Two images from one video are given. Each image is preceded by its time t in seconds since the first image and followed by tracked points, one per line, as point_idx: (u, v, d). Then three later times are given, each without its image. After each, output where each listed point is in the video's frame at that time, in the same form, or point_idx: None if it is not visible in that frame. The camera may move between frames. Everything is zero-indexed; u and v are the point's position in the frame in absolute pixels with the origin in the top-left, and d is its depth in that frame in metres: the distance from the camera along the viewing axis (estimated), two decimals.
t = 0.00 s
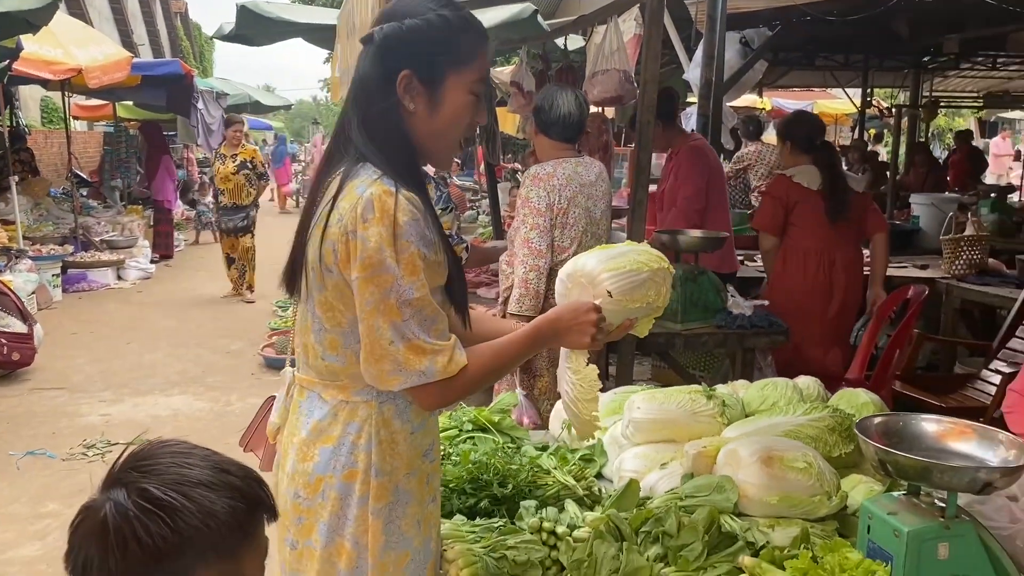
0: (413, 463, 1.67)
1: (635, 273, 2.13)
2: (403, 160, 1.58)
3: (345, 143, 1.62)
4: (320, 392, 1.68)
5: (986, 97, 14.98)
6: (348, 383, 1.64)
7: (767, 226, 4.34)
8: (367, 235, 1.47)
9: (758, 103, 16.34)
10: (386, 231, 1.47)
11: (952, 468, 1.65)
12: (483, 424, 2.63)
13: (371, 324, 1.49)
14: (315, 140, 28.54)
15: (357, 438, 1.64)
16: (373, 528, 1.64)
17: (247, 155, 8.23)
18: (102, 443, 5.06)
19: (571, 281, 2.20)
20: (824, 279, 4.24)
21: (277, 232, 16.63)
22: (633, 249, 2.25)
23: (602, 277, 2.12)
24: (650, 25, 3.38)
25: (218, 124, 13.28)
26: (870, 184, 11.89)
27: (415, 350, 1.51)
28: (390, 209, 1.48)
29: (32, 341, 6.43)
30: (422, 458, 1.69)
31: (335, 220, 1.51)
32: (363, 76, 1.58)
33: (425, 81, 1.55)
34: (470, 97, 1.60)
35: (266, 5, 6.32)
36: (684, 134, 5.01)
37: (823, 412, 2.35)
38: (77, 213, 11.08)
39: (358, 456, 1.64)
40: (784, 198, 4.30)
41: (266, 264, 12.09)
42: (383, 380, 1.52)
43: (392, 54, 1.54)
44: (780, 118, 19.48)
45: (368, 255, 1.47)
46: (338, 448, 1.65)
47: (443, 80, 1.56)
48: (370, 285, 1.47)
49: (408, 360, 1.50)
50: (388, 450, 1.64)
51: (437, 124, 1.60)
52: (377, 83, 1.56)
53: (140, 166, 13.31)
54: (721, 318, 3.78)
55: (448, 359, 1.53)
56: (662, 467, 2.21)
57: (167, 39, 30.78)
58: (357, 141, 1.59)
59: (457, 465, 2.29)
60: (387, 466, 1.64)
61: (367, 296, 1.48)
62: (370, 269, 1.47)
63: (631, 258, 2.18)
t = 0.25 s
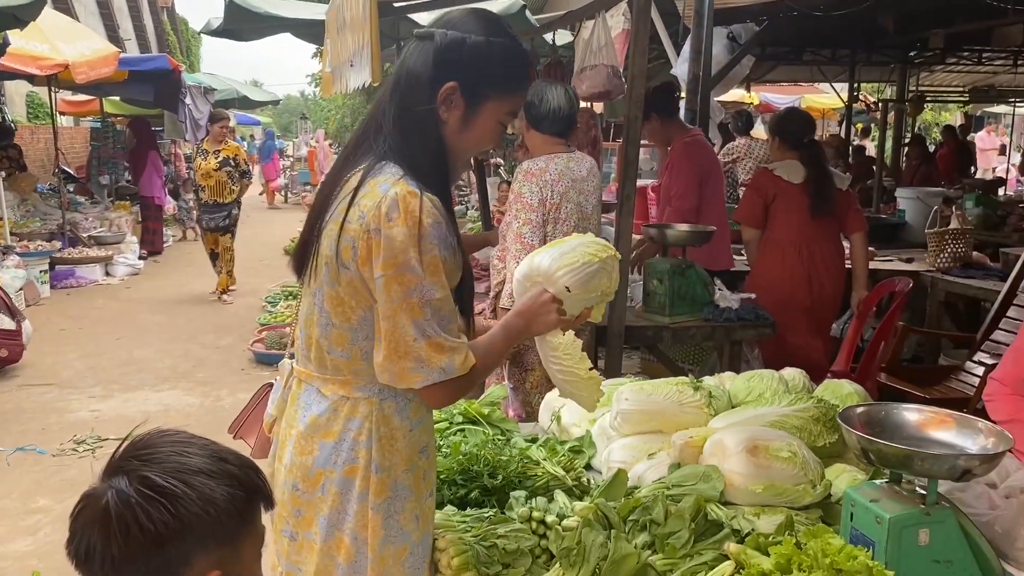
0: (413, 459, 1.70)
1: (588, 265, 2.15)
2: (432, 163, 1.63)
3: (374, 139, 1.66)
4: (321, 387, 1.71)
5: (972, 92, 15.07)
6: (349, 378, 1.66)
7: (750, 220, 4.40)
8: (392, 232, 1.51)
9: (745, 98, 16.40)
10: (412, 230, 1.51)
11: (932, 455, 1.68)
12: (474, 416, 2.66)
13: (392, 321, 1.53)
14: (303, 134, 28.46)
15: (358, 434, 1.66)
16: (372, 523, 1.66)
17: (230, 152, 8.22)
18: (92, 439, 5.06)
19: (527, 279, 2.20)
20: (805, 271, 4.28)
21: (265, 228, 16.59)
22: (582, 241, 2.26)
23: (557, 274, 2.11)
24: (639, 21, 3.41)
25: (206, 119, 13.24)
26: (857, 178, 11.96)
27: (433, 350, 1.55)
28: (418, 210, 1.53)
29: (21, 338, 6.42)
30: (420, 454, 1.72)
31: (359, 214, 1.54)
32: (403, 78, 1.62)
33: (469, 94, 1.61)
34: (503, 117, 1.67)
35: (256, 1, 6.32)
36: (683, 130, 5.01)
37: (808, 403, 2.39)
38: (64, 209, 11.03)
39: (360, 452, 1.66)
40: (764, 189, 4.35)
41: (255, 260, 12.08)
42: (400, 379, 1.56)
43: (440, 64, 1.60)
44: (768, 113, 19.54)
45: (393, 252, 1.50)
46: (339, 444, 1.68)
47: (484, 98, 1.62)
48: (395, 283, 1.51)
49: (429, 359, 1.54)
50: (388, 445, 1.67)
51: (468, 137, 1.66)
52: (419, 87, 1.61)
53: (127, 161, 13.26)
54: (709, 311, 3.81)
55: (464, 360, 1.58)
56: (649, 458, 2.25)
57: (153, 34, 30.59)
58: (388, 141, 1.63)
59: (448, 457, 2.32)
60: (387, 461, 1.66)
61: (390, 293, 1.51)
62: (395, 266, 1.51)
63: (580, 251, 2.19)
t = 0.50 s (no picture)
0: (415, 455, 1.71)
1: (566, 271, 2.22)
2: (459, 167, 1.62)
3: (399, 136, 1.63)
4: (321, 382, 1.71)
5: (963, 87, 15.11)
6: (353, 375, 1.67)
7: (738, 214, 4.41)
8: (429, 235, 1.50)
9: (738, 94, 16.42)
10: (449, 234, 1.52)
11: (922, 446, 1.70)
12: (467, 410, 2.67)
13: (428, 323, 1.53)
14: (296, 131, 28.40)
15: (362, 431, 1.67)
16: (375, 519, 1.68)
17: (219, 147, 8.17)
18: (85, 436, 5.05)
19: (510, 279, 2.13)
20: (792, 266, 4.30)
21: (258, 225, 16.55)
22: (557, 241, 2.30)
23: (543, 278, 2.15)
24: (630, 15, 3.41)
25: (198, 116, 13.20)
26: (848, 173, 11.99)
27: (462, 353, 1.57)
28: (453, 215, 1.53)
29: (13, 335, 6.40)
30: (420, 450, 1.74)
31: (394, 215, 1.53)
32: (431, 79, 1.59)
33: (498, 101, 1.60)
34: (523, 124, 1.67)
35: None
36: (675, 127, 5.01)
37: (799, 395, 2.41)
38: (56, 206, 11.00)
39: (365, 449, 1.67)
40: (752, 184, 4.37)
41: (247, 257, 12.06)
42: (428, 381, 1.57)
43: (474, 69, 1.58)
44: (760, 109, 19.57)
45: (430, 255, 1.50)
46: (341, 440, 1.69)
47: (512, 105, 1.62)
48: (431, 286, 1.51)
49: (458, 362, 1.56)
50: (391, 442, 1.68)
51: (491, 142, 1.65)
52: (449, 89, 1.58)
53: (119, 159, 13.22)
54: (701, 305, 3.83)
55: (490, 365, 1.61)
56: (641, 451, 2.27)
57: (145, 31, 30.46)
58: (413, 140, 1.61)
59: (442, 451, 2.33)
60: (389, 457, 1.68)
61: (425, 297, 1.52)
62: (432, 269, 1.51)
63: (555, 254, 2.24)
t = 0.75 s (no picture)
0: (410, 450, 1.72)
1: (549, 273, 2.38)
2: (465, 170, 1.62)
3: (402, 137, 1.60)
4: (314, 377, 1.70)
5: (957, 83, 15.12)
6: (348, 371, 1.66)
7: (733, 221, 4.39)
8: (440, 238, 1.50)
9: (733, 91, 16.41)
10: (459, 238, 1.52)
11: (914, 437, 1.70)
12: (461, 406, 2.67)
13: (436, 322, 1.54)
14: (290, 130, 28.33)
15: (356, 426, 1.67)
16: (371, 514, 1.68)
17: (207, 146, 8.04)
18: (78, 435, 5.04)
19: (494, 279, 2.31)
20: (793, 266, 4.28)
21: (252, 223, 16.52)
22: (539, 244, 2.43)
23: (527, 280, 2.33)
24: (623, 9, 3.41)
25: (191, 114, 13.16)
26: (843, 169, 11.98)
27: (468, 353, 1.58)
28: (463, 220, 1.53)
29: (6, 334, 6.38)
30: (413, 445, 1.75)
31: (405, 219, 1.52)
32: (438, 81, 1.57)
33: (503, 106, 1.62)
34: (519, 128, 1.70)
35: None
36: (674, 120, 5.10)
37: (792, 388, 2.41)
38: (49, 205, 10.96)
39: (359, 444, 1.67)
40: (742, 192, 4.38)
41: (242, 255, 12.03)
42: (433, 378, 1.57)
43: (484, 75, 1.58)
44: (755, 105, 19.57)
45: (439, 258, 1.51)
46: (335, 435, 1.68)
47: (515, 110, 1.64)
48: (441, 286, 1.52)
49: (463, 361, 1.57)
50: (386, 437, 1.69)
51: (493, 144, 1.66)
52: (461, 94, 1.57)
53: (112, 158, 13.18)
54: (696, 300, 3.82)
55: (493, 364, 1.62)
56: (635, 446, 2.27)
57: (138, 29, 30.37)
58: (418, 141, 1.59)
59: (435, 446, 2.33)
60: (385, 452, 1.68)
61: (434, 297, 1.52)
62: (441, 271, 1.51)
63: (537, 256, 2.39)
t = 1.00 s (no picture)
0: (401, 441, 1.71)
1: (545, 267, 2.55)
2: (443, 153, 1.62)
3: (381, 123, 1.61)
4: (307, 368, 1.70)
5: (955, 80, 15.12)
6: (340, 360, 1.65)
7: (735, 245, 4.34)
8: (416, 216, 1.49)
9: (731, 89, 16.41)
10: (433, 216, 1.50)
11: (911, 431, 1.68)
12: (457, 403, 2.66)
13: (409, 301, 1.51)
14: (288, 130, 28.32)
15: (348, 417, 1.66)
16: (363, 505, 1.67)
17: (191, 148, 7.96)
18: (76, 435, 5.03)
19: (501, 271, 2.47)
20: (804, 277, 4.20)
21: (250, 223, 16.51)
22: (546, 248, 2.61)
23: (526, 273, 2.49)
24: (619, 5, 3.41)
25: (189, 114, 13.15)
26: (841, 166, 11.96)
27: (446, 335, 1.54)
28: (439, 197, 1.51)
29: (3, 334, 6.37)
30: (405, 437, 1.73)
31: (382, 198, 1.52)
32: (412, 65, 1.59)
33: (480, 92, 1.65)
34: (497, 112, 1.73)
35: None
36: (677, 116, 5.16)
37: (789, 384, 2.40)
38: (46, 205, 10.94)
39: (351, 435, 1.66)
40: (740, 215, 4.34)
41: (239, 255, 12.01)
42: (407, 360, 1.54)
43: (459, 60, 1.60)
44: (753, 103, 19.57)
45: (414, 236, 1.49)
46: (328, 427, 1.67)
47: (491, 97, 1.68)
48: (414, 265, 1.49)
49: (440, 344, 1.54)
50: (378, 428, 1.68)
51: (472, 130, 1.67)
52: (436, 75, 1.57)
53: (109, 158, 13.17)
54: (693, 297, 3.82)
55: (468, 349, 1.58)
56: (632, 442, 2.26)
57: (136, 30, 30.35)
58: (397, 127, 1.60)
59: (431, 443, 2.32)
60: (377, 442, 1.67)
61: (408, 275, 1.50)
62: (416, 248, 1.49)
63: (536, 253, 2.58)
